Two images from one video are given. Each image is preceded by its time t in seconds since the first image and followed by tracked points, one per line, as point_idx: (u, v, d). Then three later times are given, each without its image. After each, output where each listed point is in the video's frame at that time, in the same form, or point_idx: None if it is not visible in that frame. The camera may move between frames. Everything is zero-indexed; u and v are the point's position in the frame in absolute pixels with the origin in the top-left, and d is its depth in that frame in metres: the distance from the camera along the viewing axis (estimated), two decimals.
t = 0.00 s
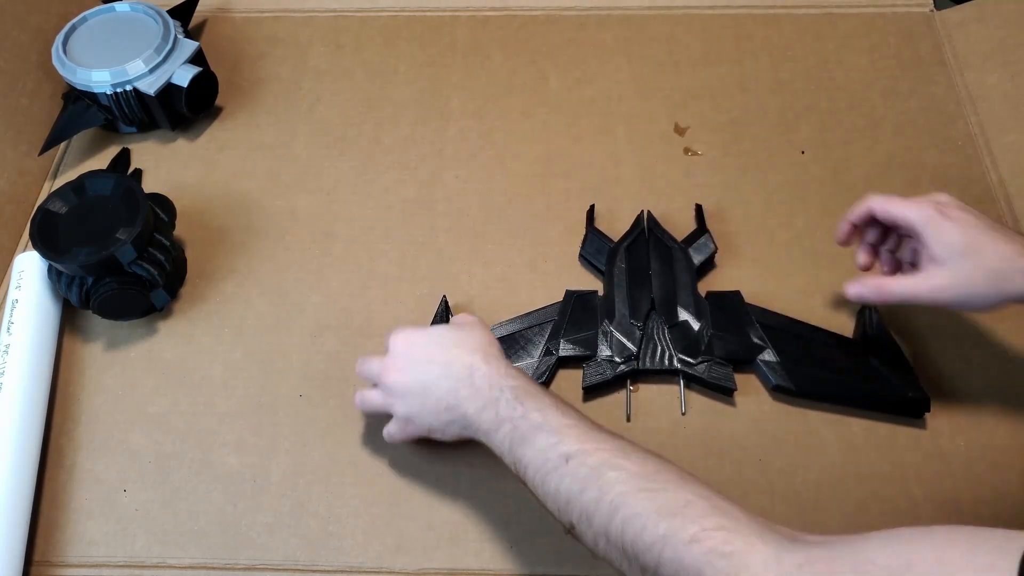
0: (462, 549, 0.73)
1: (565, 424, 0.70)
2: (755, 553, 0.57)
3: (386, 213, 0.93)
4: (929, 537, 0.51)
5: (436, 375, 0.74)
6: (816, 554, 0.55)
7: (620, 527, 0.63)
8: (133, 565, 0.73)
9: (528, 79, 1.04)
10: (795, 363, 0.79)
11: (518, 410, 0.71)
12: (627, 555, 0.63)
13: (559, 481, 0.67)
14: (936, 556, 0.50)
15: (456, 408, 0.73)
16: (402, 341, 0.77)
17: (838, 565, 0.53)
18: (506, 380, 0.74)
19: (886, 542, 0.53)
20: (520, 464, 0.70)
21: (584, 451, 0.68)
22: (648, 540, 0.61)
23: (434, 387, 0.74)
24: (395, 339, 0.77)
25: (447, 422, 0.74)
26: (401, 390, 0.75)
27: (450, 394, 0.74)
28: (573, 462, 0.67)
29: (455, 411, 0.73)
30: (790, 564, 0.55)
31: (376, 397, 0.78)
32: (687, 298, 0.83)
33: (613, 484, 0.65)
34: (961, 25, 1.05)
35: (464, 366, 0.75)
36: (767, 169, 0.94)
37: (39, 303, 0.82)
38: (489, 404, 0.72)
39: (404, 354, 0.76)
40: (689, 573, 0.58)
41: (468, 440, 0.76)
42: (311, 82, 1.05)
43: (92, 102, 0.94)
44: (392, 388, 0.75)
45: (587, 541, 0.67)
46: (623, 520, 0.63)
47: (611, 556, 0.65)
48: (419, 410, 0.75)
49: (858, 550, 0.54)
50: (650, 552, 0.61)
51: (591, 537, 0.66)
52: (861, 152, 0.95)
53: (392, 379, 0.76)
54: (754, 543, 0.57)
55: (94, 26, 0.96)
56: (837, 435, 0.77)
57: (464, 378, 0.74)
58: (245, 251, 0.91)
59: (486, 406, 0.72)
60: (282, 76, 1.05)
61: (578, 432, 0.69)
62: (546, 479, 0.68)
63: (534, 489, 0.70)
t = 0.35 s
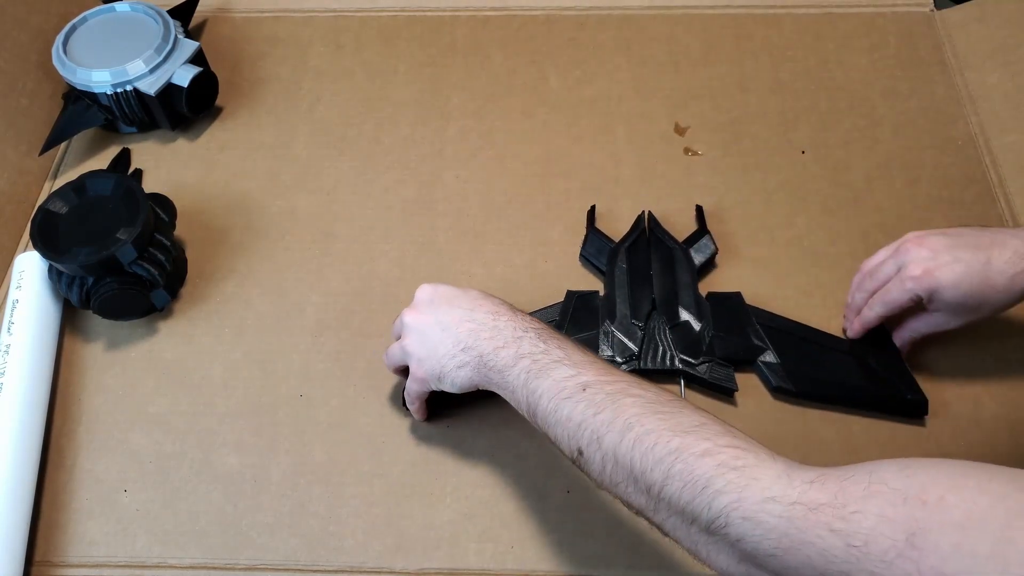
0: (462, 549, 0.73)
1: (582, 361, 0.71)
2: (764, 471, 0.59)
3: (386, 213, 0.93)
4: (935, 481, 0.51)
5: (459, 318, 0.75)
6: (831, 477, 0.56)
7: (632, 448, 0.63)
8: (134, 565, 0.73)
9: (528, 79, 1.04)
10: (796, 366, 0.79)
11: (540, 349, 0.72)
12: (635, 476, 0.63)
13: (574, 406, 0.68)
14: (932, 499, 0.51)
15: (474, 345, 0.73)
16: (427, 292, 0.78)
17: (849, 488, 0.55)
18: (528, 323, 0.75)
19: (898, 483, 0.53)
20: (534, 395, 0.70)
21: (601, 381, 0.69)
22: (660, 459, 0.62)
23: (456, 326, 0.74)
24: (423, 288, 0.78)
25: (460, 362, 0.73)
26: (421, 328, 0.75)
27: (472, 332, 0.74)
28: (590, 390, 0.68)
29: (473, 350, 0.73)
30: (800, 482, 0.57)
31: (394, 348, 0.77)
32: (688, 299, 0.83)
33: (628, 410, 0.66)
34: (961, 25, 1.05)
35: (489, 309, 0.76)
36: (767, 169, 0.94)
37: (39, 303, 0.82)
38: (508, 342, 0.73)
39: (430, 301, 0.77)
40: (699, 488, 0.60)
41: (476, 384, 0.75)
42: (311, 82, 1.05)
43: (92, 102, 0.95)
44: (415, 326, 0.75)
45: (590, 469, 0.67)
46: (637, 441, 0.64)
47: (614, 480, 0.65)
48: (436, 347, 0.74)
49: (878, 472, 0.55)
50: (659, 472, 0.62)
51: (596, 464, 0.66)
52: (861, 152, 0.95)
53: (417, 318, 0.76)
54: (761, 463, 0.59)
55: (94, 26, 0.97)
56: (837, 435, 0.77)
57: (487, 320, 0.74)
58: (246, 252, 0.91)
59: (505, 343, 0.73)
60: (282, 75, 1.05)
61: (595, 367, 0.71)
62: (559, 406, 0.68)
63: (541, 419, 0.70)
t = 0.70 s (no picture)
0: (465, 548, 0.73)
1: (583, 359, 0.70)
2: (762, 467, 0.57)
3: (387, 213, 0.93)
4: (933, 474, 0.50)
5: (460, 316, 0.74)
6: (827, 472, 0.54)
7: (629, 443, 0.62)
8: (136, 565, 0.73)
9: (528, 79, 1.04)
10: (797, 362, 0.79)
11: (540, 347, 0.72)
12: (632, 472, 0.62)
13: (574, 402, 0.66)
14: (928, 492, 0.49)
15: (476, 342, 0.73)
16: (428, 290, 0.78)
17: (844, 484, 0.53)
18: (530, 321, 0.74)
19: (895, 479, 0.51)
20: (534, 391, 0.69)
21: (601, 377, 0.68)
22: (657, 454, 0.60)
23: (457, 324, 0.74)
24: (425, 286, 0.78)
25: (461, 360, 0.73)
26: (423, 326, 0.75)
27: (472, 329, 0.73)
28: (590, 386, 0.67)
29: (474, 347, 0.72)
30: (797, 477, 0.55)
31: (395, 347, 0.77)
32: (689, 296, 0.83)
33: (626, 405, 0.64)
34: (960, 23, 1.05)
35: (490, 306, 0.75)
36: (767, 167, 0.94)
37: (41, 304, 0.82)
38: (510, 339, 0.72)
39: (431, 299, 0.77)
40: (695, 484, 0.58)
41: (477, 382, 0.75)
42: (311, 82, 1.05)
43: (93, 102, 0.94)
44: (417, 323, 0.75)
45: (589, 465, 0.65)
46: (634, 437, 0.62)
47: (612, 477, 0.64)
48: (438, 344, 0.73)
49: (874, 468, 0.53)
50: (656, 468, 0.60)
51: (595, 460, 0.64)
52: (861, 150, 0.95)
53: (417, 315, 0.76)
54: (760, 459, 0.57)
55: (94, 26, 0.96)
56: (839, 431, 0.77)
57: (489, 318, 0.74)
58: (247, 251, 0.91)
59: (506, 340, 0.72)
60: (282, 75, 1.05)
61: (596, 364, 0.70)
62: (559, 401, 0.67)
63: (541, 416, 0.69)
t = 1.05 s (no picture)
0: (465, 548, 0.73)
1: (600, 394, 0.70)
2: (779, 531, 0.55)
3: (387, 213, 0.93)
4: (947, 528, 0.50)
5: (476, 333, 0.75)
6: (843, 535, 0.54)
7: (644, 493, 0.62)
8: (136, 565, 0.73)
9: (528, 79, 1.04)
10: (797, 362, 0.79)
11: (555, 375, 0.71)
12: (648, 523, 0.61)
13: (589, 443, 0.66)
14: (947, 546, 0.49)
15: (491, 363, 0.73)
16: (446, 302, 0.78)
17: (861, 544, 0.53)
18: (547, 348, 0.74)
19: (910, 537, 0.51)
20: (549, 425, 0.69)
21: (617, 417, 0.67)
22: (672, 509, 0.60)
23: (472, 341, 0.74)
24: (445, 298, 0.78)
25: (474, 378, 0.74)
26: (443, 338, 0.75)
27: (488, 349, 0.74)
28: (605, 426, 0.67)
29: (488, 367, 0.73)
30: (813, 541, 0.54)
31: (409, 352, 0.77)
32: (689, 297, 0.83)
33: (642, 451, 0.64)
34: (960, 23, 1.05)
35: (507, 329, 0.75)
36: (767, 167, 0.94)
37: (40, 304, 0.82)
38: (524, 364, 0.72)
39: (449, 312, 0.77)
40: (710, 545, 0.57)
41: (491, 400, 0.75)
42: (311, 82, 1.05)
43: (92, 102, 0.94)
44: (437, 336, 0.75)
45: (604, 507, 0.65)
46: (649, 487, 0.62)
47: (626, 523, 0.63)
48: (456, 360, 0.74)
49: (889, 525, 0.53)
50: (671, 523, 0.59)
51: (609, 501, 0.64)
52: (861, 150, 0.95)
53: (434, 328, 0.76)
54: (778, 521, 0.56)
55: (94, 26, 0.96)
56: (839, 431, 0.77)
57: (505, 339, 0.74)
58: (247, 251, 0.91)
59: (522, 367, 0.72)
60: (282, 75, 1.05)
61: (612, 401, 0.69)
62: (574, 440, 0.67)
63: (557, 450, 0.69)
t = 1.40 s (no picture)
0: (465, 548, 0.73)
1: (634, 393, 0.69)
2: (809, 524, 0.55)
3: (388, 213, 0.93)
4: (978, 524, 0.49)
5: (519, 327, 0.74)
6: (874, 531, 0.53)
7: (674, 487, 0.60)
8: (136, 565, 0.73)
9: (528, 79, 1.04)
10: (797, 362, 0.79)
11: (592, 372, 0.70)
12: (675, 518, 0.60)
13: (620, 437, 0.65)
14: (981, 544, 0.48)
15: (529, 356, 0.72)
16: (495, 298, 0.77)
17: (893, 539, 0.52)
18: (585, 347, 0.73)
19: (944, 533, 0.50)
20: (579, 419, 0.68)
21: (651, 415, 0.66)
22: (703, 503, 0.58)
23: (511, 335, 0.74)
24: (494, 291, 0.77)
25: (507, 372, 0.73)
26: (484, 334, 0.75)
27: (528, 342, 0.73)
28: (638, 422, 0.65)
29: (526, 361, 0.72)
30: (844, 535, 0.53)
31: (452, 339, 0.76)
32: (689, 296, 0.83)
33: (674, 447, 0.63)
34: (960, 23, 1.05)
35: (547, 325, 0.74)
36: (767, 167, 0.94)
37: (41, 304, 0.82)
38: (561, 361, 0.71)
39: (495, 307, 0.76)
40: (742, 541, 0.55)
41: (523, 396, 0.74)
42: (311, 82, 1.05)
43: (93, 102, 0.94)
44: (479, 330, 0.75)
45: (628, 503, 0.64)
46: (679, 481, 0.60)
47: (651, 521, 0.62)
48: (493, 354, 0.73)
49: (922, 522, 0.51)
50: (700, 517, 0.58)
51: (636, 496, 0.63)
52: (861, 150, 0.95)
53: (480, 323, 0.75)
54: (810, 517, 0.55)
55: (94, 26, 0.96)
56: (838, 431, 0.77)
57: (545, 335, 0.73)
58: (247, 251, 0.91)
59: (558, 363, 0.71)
60: (282, 75, 1.05)
61: (646, 401, 0.68)
62: (604, 434, 0.66)
63: (584, 444, 0.68)
